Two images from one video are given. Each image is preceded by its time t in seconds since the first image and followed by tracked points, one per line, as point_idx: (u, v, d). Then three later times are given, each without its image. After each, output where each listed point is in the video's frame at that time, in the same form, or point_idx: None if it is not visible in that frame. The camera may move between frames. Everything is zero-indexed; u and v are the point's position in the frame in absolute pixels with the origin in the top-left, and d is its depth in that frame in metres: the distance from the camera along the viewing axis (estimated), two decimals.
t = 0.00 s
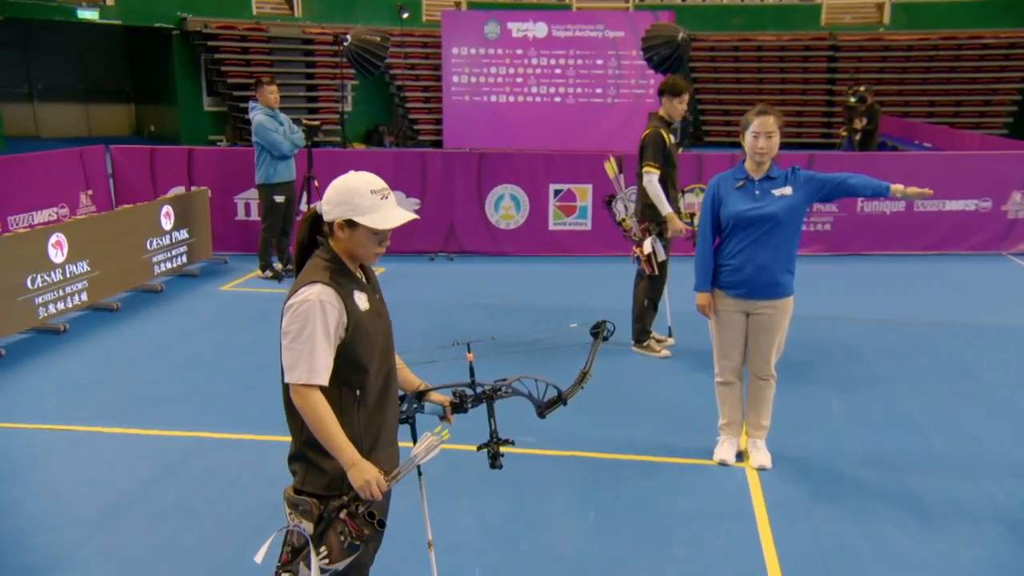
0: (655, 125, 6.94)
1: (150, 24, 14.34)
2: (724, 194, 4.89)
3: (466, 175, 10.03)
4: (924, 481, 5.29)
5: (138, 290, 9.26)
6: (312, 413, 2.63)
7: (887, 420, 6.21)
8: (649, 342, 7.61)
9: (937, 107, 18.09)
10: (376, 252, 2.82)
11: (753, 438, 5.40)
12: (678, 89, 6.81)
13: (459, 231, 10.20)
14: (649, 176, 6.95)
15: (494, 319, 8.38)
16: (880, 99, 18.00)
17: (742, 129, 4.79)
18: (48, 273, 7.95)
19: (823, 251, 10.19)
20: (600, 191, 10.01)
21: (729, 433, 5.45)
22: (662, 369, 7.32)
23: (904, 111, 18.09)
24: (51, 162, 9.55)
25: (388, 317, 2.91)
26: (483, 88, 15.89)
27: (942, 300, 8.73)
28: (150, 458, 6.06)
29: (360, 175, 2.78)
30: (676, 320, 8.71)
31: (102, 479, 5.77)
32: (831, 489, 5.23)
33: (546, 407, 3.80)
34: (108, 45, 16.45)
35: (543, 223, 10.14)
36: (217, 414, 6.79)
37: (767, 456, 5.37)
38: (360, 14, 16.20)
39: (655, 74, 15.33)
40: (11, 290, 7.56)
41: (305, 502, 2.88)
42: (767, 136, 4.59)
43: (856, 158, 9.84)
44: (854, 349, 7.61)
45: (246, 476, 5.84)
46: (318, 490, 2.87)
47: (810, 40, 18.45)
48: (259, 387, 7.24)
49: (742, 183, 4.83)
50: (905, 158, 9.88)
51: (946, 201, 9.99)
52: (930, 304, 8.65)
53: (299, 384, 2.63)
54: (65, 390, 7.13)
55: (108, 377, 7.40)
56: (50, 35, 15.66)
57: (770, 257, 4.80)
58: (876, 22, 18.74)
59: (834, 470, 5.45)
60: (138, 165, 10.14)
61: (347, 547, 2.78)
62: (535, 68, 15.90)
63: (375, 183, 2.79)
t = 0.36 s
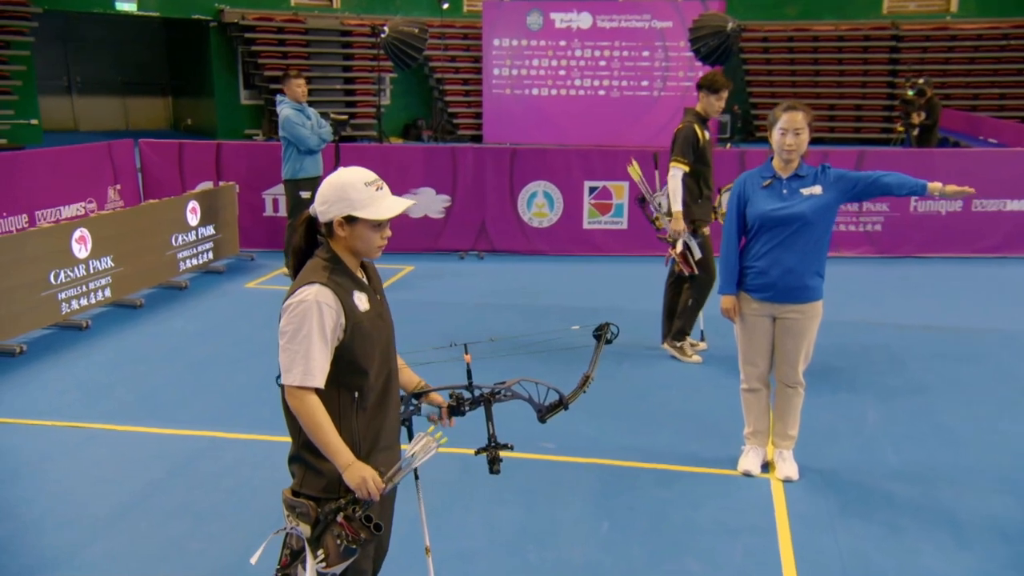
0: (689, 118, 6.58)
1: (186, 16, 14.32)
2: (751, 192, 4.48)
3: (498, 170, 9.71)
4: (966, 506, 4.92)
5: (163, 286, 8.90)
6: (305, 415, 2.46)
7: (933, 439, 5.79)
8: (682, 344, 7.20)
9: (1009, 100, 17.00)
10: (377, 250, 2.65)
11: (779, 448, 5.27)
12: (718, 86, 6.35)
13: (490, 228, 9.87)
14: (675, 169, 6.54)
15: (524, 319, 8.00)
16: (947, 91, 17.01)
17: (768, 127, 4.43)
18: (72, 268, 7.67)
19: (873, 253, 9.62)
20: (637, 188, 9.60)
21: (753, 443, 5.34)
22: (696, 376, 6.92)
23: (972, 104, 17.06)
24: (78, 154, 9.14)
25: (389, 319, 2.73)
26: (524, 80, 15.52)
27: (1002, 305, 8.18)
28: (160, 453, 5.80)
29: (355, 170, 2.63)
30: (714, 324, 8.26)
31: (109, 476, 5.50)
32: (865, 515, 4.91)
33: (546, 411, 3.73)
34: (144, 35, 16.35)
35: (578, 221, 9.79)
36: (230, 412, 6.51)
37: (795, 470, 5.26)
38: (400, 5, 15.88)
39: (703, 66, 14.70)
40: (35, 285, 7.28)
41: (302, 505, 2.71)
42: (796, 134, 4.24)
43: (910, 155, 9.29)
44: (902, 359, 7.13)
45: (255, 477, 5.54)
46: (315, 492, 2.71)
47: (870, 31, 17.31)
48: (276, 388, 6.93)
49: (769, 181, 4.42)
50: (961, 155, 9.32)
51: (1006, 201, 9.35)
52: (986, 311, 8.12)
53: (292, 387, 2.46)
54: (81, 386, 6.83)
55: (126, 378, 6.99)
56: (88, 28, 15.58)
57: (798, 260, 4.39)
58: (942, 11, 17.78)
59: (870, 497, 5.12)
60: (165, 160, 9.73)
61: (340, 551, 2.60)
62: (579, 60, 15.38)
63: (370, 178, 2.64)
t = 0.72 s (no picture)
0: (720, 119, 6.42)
1: (230, 13, 14.38)
2: (772, 194, 4.29)
3: (531, 170, 9.64)
4: (995, 523, 4.72)
5: (195, 283, 8.85)
6: (328, 415, 2.38)
7: (966, 453, 5.55)
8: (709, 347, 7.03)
9: None
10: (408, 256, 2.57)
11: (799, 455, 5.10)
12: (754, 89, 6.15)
13: (522, 228, 9.79)
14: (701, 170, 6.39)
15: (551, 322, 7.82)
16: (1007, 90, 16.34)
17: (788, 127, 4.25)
18: (104, 265, 7.63)
19: (916, 256, 9.28)
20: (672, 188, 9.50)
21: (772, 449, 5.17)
22: (723, 384, 6.72)
23: None
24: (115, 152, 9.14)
25: (416, 323, 2.65)
26: (567, 78, 15.40)
27: None
28: (176, 450, 5.76)
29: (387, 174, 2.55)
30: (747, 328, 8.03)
31: (124, 472, 5.46)
32: (889, 528, 4.69)
33: (555, 383, 3.74)
34: (187, 32, 16.50)
35: (611, 222, 9.66)
36: (250, 409, 6.47)
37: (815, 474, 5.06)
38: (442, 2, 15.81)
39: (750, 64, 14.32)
40: (66, 282, 7.26)
41: (325, 502, 2.65)
42: (813, 135, 4.05)
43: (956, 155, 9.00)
44: (940, 367, 6.86)
45: (268, 477, 5.47)
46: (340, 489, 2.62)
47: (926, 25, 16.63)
48: (297, 387, 6.86)
49: (791, 182, 4.24)
50: (1011, 156, 8.98)
51: None
52: None
53: (317, 387, 2.39)
54: (106, 380, 6.78)
55: (150, 375, 6.91)
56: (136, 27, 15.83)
57: (820, 265, 4.21)
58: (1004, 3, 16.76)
59: (894, 509, 4.90)
60: (200, 158, 9.80)
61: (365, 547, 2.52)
62: (622, 58, 15.17)
63: (403, 182, 2.56)
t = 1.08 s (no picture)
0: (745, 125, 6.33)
1: (272, 16, 14.66)
2: (777, 199, 4.27)
3: (557, 171, 9.72)
4: (1003, 533, 4.67)
5: (225, 281, 9.06)
6: (371, 428, 2.43)
7: (980, 462, 5.48)
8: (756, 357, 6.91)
9: None
10: (447, 265, 2.60)
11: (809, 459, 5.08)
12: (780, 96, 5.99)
13: (549, 229, 9.85)
14: (719, 177, 6.36)
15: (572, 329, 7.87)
16: None
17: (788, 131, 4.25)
18: (136, 263, 7.86)
19: (947, 261, 9.13)
20: (699, 191, 9.50)
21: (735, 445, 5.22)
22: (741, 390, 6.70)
23: None
24: (152, 153, 9.39)
25: (460, 333, 2.68)
26: (603, 79, 15.42)
27: None
28: (196, 445, 5.90)
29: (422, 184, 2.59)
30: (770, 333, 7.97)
31: (144, 464, 5.61)
32: (893, 536, 4.66)
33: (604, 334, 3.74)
34: (229, 34, 16.77)
35: (638, 223, 9.69)
36: (270, 406, 6.60)
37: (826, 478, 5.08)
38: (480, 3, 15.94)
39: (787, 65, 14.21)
40: (98, 279, 7.48)
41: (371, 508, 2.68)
42: (801, 145, 4.07)
43: (990, 158, 8.77)
44: (963, 376, 6.77)
45: (281, 474, 5.58)
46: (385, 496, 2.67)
47: (971, 25, 16.24)
48: (318, 386, 6.97)
49: (797, 188, 4.21)
50: None
51: None
52: None
53: (357, 399, 2.44)
54: (134, 375, 6.97)
55: (177, 371, 7.09)
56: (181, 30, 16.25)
57: (822, 273, 4.20)
58: None
59: (901, 517, 4.86)
60: (233, 159, 10.00)
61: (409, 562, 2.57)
62: (659, 58, 15.16)
63: (438, 192, 2.60)
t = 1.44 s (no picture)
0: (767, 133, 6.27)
1: (307, 17, 14.87)
2: (713, 209, 4.31)
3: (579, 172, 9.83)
4: (998, 539, 4.65)
5: (248, 280, 9.26)
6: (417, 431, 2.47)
7: (984, 470, 5.44)
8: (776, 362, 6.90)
9: None
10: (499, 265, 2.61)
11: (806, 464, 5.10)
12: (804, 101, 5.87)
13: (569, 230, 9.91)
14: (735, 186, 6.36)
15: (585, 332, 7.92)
16: None
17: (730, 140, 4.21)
18: (159, 261, 8.07)
19: (972, 265, 8.98)
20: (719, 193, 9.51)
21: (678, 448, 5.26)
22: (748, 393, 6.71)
23: None
24: (180, 154, 9.61)
25: (515, 337, 2.67)
26: (634, 80, 15.45)
27: None
28: (209, 441, 6.06)
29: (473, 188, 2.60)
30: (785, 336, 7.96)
31: (155, 459, 5.79)
32: (886, 539, 4.67)
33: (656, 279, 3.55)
34: (264, 36, 17.06)
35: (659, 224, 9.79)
36: (284, 402, 6.75)
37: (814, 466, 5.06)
38: (513, 4, 16.06)
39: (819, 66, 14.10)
40: (122, 276, 7.70)
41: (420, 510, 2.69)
42: (729, 159, 4.03)
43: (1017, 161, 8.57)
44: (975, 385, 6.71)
45: (288, 470, 5.72)
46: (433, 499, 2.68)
47: (1010, 24, 15.97)
48: (332, 384, 7.10)
49: (730, 198, 4.22)
50: None
51: None
52: None
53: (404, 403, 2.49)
54: (155, 371, 7.17)
55: (195, 368, 7.27)
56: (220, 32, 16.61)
57: (748, 285, 4.19)
58: None
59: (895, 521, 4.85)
60: (260, 159, 10.18)
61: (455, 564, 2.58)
62: (690, 59, 15.13)
63: (488, 195, 2.61)
